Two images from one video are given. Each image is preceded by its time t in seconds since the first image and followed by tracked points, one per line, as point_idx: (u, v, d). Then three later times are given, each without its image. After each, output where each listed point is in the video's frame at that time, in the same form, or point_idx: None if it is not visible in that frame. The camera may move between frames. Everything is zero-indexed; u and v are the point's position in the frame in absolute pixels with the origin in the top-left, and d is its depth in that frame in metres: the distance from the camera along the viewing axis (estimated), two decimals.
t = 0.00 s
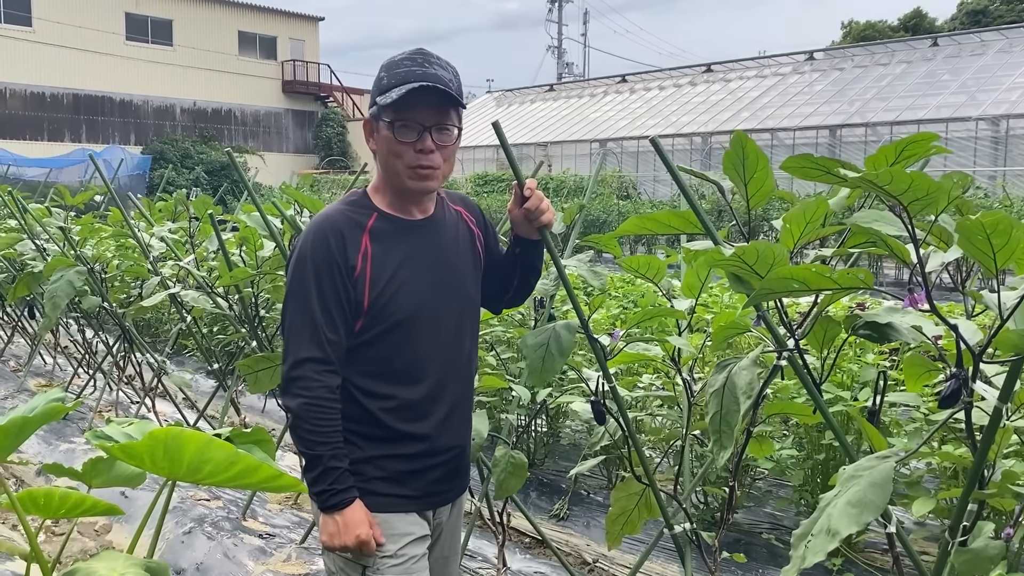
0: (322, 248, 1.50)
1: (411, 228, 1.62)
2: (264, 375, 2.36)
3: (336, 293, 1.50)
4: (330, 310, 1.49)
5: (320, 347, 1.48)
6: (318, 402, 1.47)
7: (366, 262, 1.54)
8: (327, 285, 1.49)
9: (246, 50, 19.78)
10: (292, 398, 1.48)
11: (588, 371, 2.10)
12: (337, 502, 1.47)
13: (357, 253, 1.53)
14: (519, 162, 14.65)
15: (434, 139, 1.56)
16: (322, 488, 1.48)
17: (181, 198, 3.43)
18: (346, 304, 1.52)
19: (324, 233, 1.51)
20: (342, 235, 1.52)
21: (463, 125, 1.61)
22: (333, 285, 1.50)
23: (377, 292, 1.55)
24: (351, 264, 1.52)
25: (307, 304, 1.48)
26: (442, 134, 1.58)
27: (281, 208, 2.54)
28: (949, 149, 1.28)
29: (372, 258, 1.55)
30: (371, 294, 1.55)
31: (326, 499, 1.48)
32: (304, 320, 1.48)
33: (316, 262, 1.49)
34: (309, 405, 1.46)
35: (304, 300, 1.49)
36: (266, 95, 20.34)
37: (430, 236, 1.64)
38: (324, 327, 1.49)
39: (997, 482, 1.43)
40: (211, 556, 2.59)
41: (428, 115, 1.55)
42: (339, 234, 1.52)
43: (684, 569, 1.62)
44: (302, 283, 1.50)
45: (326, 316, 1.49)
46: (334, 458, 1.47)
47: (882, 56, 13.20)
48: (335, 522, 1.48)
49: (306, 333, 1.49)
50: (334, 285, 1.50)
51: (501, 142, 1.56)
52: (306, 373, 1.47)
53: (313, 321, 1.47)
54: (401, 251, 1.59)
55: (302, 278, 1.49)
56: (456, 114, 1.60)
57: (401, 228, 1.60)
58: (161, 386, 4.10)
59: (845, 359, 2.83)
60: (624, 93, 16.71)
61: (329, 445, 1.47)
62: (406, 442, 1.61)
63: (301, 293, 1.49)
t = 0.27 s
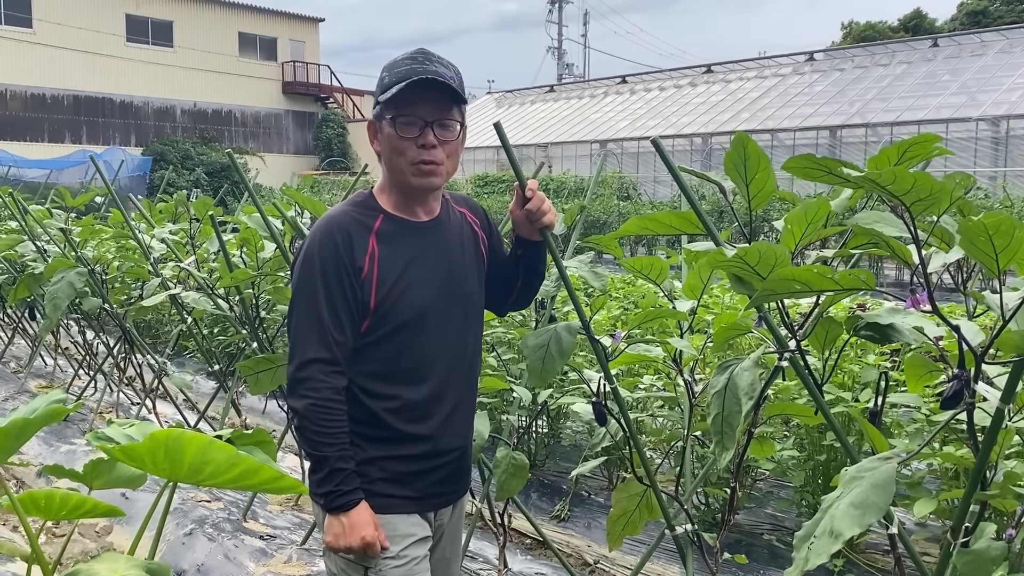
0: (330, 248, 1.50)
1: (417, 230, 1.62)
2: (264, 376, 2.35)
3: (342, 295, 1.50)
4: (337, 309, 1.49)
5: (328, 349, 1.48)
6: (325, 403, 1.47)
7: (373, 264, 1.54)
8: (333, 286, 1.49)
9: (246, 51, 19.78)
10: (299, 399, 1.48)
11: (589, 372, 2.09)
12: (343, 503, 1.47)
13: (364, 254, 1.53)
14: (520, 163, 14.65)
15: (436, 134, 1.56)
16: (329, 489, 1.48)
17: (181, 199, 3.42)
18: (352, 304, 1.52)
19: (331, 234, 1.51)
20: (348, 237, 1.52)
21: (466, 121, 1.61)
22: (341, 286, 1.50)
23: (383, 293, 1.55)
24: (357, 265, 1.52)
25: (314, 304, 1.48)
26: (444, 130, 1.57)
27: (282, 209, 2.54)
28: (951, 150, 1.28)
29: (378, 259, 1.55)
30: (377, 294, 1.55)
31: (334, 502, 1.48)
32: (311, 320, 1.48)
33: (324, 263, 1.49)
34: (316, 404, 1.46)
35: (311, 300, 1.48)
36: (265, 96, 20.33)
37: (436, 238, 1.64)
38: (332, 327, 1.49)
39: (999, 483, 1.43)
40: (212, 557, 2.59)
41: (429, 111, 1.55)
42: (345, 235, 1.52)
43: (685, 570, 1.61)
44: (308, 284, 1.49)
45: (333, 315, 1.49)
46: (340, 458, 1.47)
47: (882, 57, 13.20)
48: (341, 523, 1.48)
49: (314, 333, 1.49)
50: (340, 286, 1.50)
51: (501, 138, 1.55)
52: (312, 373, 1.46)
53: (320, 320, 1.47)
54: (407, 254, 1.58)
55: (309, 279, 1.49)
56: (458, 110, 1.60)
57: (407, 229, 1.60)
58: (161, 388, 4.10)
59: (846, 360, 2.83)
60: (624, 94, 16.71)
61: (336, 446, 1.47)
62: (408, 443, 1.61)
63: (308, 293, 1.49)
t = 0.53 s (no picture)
0: (333, 252, 1.51)
1: (419, 233, 1.62)
2: (265, 377, 2.36)
3: (345, 298, 1.51)
4: (340, 312, 1.49)
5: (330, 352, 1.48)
6: (329, 406, 1.47)
7: (375, 267, 1.54)
8: (336, 290, 1.50)
9: (246, 52, 19.78)
10: (304, 402, 1.48)
11: (591, 372, 2.10)
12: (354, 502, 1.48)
13: (366, 257, 1.54)
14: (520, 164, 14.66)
15: (449, 144, 1.56)
16: (338, 489, 1.49)
17: (182, 200, 3.43)
18: (355, 306, 1.52)
19: (334, 237, 1.52)
20: (351, 241, 1.53)
21: (474, 130, 1.62)
22: (344, 289, 1.51)
23: (385, 295, 1.55)
24: (359, 268, 1.53)
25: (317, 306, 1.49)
26: (455, 140, 1.58)
27: (283, 210, 2.54)
28: (950, 151, 1.29)
29: (381, 262, 1.55)
30: (380, 297, 1.55)
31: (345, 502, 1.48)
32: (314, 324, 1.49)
33: (326, 266, 1.50)
34: (321, 406, 1.47)
35: (314, 304, 1.49)
36: (265, 97, 20.34)
37: (438, 241, 1.64)
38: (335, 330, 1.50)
39: (998, 482, 1.43)
40: (214, 558, 2.59)
41: (443, 121, 1.55)
42: (347, 238, 1.53)
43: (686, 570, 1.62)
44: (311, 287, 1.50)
45: (336, 319, 1.49)
46: (349, 459, 1.48)
47: (882, 57, 13.22)
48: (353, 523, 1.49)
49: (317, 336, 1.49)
50: (343, 289, 1.51)
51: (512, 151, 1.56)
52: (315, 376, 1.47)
53: (323, 323, 1.48)
54: (409, 256, 1.59)
55: (312, 281, 1.49)
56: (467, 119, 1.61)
57: (410, 232, 1.61)
58: (162, 389, 4.10)
59: (846, 360, 2.84)
60: (624, 95, 16.72)
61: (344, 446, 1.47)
62: (411, 443, 1.61)
63: (310, 296, 1.49)
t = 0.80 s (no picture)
0: (333, 252, 1.51)
1: (418, 233, 1.62)
2: (265, 377, 2.36)
3: (346, 297, 1.51)
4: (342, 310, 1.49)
5: (338, 344, 1.47)
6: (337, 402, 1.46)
7: (375, 268, 1.55)
8: (337, 288, 1.50)
9: (245, 52, 19.77)
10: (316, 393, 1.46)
11: (590, 371, 2.09)
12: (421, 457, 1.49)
13: (365, 257, 1.54)
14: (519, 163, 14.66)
15: (460, 151, 1.57)
16: (398, 451, 1.48)
17: (182, 200, 3.42)
18: (357, 304, 1.52)
19: (332, 236, 1.52)
20: (349, 241, 1.53)
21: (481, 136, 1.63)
22: (344, 288, 1.51)
23: (385, 294, 1.55)
24: (359, 266, 1.53)
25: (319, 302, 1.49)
26: (465, 147, 1.59)
27: (282, 210, 2.54)
28: (949, 148, 1.29)
29: (380, 261, 1.56)
30: (380, 296, 1.55)
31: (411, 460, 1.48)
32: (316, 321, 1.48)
33: (326, 265, 1.50)
34: (338, 397, 1.45)
35: (316, 302, 1.49)
36: (264, 97, 20.33)
37: (437, 241, 1.64)
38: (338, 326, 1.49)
39: (996, 480, 1.43)
40: (214, 557, 2.60)
41: (455, 129, 1.55)
42: (346, 238, 1.53)
43: (685, 568, 1.61)
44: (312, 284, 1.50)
45: (340, 315, 1.49)
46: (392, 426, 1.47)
47: (881, 57, 13.23)
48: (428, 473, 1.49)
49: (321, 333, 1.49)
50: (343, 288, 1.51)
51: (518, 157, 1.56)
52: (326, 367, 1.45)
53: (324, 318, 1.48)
54: (407, 256, 1.59)
55: (312, 279, 1.50)
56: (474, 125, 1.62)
57: (408, 232, 1.60)
58: (162, 388, 4.10)
59: (845, 358, 2.84)
60: (623, 95, 16.72)
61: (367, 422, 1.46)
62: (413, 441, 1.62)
63: (312, 293, 1.50)
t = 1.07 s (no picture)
0: (342, 242, 1.52)
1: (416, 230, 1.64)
2: (262, 377, 2.36)
3: (365, 279, 1.49)
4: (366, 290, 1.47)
5: (377, 314, 1.43)
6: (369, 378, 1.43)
7: (383, 259, 1.56)
8: (355, 273, 1.49)
9: (244, 52, 19.77)
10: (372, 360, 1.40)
11: (587, 371, 2.10)
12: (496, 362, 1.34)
13: (373, 248, 1.55)
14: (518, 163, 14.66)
15: (453, 148, 1.57)
16: (471, 370, 1.35)
17: (180, 201, 3.42)
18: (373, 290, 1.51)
19: (338, 231, 1.53)
20: (355, 233, 1.54)
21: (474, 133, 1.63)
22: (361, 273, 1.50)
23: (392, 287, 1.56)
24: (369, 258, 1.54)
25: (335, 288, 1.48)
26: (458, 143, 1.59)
27: (280, 210, 2.54)
28: (943, 148, 1.29)
29: (387, 253, 1.57)
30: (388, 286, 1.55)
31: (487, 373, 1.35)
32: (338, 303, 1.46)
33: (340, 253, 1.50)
34: (395, 353, 1.38)
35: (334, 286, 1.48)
36: (263, 97, 20.32)
37: (436, 237, 1.66)
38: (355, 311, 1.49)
39: (992, 479, 1.44)
40: (212, 557, 2.60)
41: (447, 126, 1.56)
42: (352, 233, 1.54)
43: (682, 568, 1.62)
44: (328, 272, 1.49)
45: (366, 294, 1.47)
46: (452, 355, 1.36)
47: (879, 56, 13.24)
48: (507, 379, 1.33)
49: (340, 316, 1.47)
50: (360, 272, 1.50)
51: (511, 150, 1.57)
52: (373, 334, 1.41)
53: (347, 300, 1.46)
54: (410, 250, 1.61)
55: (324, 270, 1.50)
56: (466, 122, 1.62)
57: (408, 228, 1.62)
58: (160, 389, 4.10)
59: (842, 357, 2.85)
60: (622, 94, 16.72)
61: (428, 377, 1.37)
62: (410, 440, 1.62)
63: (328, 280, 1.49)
